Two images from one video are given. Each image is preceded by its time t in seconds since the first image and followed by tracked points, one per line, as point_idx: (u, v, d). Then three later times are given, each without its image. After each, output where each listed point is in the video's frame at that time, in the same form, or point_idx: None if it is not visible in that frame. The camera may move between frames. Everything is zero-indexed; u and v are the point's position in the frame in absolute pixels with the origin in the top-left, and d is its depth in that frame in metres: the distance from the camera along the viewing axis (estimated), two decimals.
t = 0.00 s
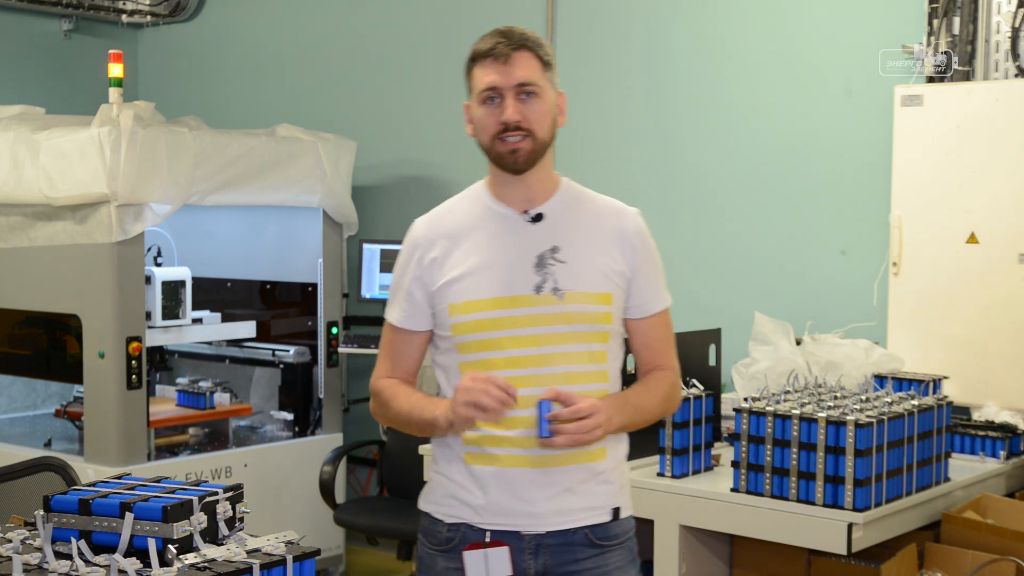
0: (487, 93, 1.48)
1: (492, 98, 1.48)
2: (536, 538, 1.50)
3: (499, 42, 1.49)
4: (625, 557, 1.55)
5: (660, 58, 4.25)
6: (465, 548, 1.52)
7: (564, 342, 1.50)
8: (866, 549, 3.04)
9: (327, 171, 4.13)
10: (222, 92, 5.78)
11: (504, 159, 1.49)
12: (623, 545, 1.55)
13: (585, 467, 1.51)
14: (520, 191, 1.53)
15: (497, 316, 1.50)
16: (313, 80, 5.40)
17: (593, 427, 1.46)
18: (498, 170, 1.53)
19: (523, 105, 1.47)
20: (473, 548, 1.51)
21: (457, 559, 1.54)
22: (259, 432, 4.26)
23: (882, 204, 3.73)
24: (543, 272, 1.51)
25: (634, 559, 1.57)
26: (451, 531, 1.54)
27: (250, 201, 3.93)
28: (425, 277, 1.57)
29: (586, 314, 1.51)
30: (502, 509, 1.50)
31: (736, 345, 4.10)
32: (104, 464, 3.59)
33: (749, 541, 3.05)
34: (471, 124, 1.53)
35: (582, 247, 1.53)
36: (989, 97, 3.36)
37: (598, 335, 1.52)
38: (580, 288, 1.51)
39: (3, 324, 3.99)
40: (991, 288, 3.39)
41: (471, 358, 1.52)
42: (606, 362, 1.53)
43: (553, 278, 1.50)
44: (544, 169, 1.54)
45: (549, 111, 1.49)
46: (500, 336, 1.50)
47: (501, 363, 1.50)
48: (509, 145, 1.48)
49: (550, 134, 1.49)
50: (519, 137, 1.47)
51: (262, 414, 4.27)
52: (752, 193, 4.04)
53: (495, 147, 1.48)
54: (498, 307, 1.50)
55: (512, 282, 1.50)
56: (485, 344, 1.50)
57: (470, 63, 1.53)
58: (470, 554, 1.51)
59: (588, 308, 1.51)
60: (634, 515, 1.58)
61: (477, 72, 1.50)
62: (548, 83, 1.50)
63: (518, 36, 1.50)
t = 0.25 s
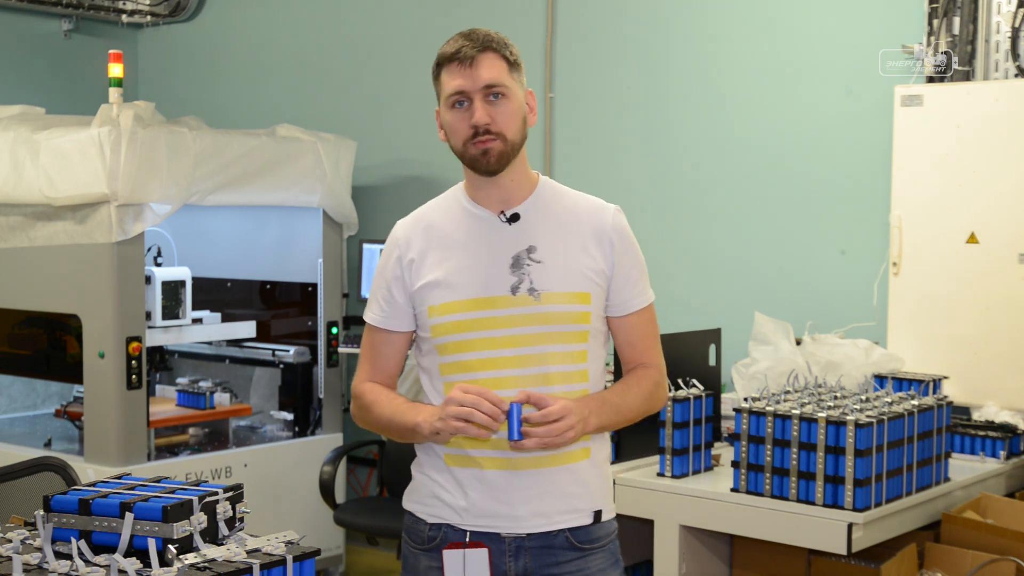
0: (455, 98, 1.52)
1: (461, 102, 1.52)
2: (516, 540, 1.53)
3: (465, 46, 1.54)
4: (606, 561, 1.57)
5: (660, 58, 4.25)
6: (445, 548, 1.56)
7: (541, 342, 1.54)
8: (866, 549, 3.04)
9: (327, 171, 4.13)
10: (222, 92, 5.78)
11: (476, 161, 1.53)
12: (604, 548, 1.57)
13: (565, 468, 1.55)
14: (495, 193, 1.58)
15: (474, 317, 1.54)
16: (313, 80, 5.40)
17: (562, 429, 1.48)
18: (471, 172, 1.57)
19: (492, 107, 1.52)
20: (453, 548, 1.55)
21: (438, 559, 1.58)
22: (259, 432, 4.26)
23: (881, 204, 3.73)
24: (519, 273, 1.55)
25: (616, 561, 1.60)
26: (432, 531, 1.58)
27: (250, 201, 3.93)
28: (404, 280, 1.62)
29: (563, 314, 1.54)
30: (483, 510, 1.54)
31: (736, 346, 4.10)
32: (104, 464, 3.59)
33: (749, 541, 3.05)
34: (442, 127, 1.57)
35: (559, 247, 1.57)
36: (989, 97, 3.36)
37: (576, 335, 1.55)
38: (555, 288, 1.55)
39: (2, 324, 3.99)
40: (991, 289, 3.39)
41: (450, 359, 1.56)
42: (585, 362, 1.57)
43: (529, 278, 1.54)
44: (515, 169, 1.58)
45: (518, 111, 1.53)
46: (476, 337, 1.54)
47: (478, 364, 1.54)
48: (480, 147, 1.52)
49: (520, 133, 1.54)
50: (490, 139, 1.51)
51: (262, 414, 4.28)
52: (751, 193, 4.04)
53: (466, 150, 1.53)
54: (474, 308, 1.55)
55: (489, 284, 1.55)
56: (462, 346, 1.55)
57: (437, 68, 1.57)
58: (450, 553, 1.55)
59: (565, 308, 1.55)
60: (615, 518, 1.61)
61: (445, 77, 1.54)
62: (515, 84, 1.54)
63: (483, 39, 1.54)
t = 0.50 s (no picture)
0: (454, 96, 1.53)
1: (459, 100, 1.53)
2: (513, 540, 1.54)
3: (463, 45, 1.54)
4: (602, 561, 1.58)
5: (660, 58, 4.25)
6: (443, 548, 1.56)
7: (537, 343, 1.54)
8: (866, 549, 3.04)
9: (327, 171, 4.13)
10: (222, 92, 5.78)
11: (474, 160, 1.53)
12: (600, 548, 1.58)
13: (562, 469, 1.54)
14: (492, 195, 1.58)
15: (470, 318, 1.54)
16: (313, 80, 5.40)
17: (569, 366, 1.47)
18: (469, 172, 1.57)
19: (490, 105, 1.52)
20: (451, 548, 1.55)
21: (436, 559, 1.58)
22: (259, 432, 4.26)
23: (882, 203, 3.73)
24: (515, 274, 1.55)
25: (612, 561, 1.60)
26: (430, 531, 1.58)
27: (250, 201, 3.93)
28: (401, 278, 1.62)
29: (559, 315, 1.55)
30: (479, 511, 1.54)
31: (736, 346, 4.10)
32: (104, 464, 3.59)
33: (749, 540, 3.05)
34: (440, 127, 1.57)
35: (556, 249, 1.57)
36: (990, 97, 3.36)
37: (572, 336, 1.55)
38: (552, 291, 1.55)
39: (3, 324, 4.00)
40: (991, 289, 3.39)
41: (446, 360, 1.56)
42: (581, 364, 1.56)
43: (525, 279, 1.54)
44: (513, 169, 1.58)
45: (516, 111, 1.54)
46: (472, 337, 1.54)
47: (474, 364, 1.54)
48: (478, 146, 1.52)
49: (518, 133, 1.54)
50: (488, 138, 1.52)
51: (262, 414, 4.28)
52: (751, 193, 4.04)
53: (465, 150, 1.53)
54: (470, 309, 1.55)
55: (485, 285, 1.55)
56: (458, 346, 1.54)
57: (436, 67, 1.57)
58: (448, 554, 1.55)
59: (561, 310, 1.55)
60: (612, 517, 1.61)
61: (443, 75, 1.55)
62: (514, 84, 1.55)
63: (481, 39, 1.55)
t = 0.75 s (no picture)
0: (463, 105, 1.52)
1: (468, 109, 1.52)
2: (518, 538, 1.54)
3: (470, 53, 1.54)
4: (607, 558, 1.58)
5: (660, 58, 4.25)
6: (448, 547, 1.56)
7: (542, 339, 1.54)
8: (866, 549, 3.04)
9: (327, 171, 4.13)
10: (222, 92, 5.78)
11: (484, 170, 1.53)
12: (605, 546, 1.58)
13: (566, 466, 1.54)
14: (498, 193, 1.58)
15: (475, 315, 1.55)
16: (313, 80, 5.40)
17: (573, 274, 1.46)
18: (478, 179, 1.57)
19: (499, 115, 1.52)
20: (456, 547, 1.56)
21: (441, 558, 1.58)
22: (259, 432, 4.26)
23: (881, 204, 3.73)
24: (520, 270, 1.56)
25: (617, 559, 1.60)
26: (435, 530, 1.58)
27: (250, 200, 3.93)
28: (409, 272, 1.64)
29: (564, 312, 1.55)
30: (484, 509, 1.54)
31: (736, 346, 4.10)
32: (104, 464, 3.59)
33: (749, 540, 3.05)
34: (448, 135, 1.57)
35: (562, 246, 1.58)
36: (990, 97, 3.36)
37: (577, 332, 1.56)
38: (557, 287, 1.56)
39: (3, 324, 4.00)
40: (991, 289, 3.39)
41: (449, 357, 1.55)
42: (586, 361, 1.57)
43: (530, 275, 1.55)
44: (522, 175, 1.58)
45: (525, 120, 1.54)
46: (478, 333, 1.54)
47: (478, 360, 1.54)
48: (489, 157, 1.52)
49: (528, 142, 1.55)
50: (498, 150, 1.52)
51: (262, 414, 4.27)
52: (751, 193, 4.04)
53: (475, 158, 1.53)
54: (476, 305, 1.55)
55: (491, 281, 1.56)
56: (463, 341, 1.55)
57: (442, 73, 1.56)
58: (454, 553, 1.55)
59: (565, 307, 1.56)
60: (617, 515, 1.61)
61: (451, 83, 1.54)
62: (522, 92, 1.54)
63: (489, 46, 1.54)
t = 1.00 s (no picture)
0: (466, 107, 1.52)
1: (472, 111, 1.53)
2: (521, 537, 1.54)
3: (474, 54, 1.53)
4: (610, 557, 1.58)
5: (660, 58, 4.25)
6: (452, 546, 1.56)
7: (546, 340, 1.54)
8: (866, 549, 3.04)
9: (327, 171, 4.13)
10: (222, 92, 5.78)
11: (487, 171, 1.54)
12: (608, 545, 1.58)
13: (569, 467, 1.54)
14: (500, 194, 1.58)
15: (478, 317, 1.55)
16: (313, 80, 5.40)
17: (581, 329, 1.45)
18: (481, 180, 1.58)
19: (503, 117, 1.52)
20: (460, 547, 1.55)
21: (444, 558, 1.58)
22: (259, 432, 4.26)
23: (881, 203, 3.73)
24: (523, 272, 1.56)
25: (620, 557, 1.60)
26: (439, 530, 1.58)
27: (250, 200, 3.93)
28: (411, 273, 1.63)
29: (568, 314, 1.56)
30: (489, 510, 1.54)
31: (736, 346, 4.10)
32: (104, 464, 3.59)
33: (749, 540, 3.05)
34: (451, 135, 1.57)
35: (564, 247, 1.58)
36: (990, 97, 3.36)
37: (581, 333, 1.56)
38: (560, 288, 1.56)
39: (3, 324, 4.00)
40: (991, 289, 3.39)
41: (453, 358, 1.56)
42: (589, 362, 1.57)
43: (533, 277, 1.55)
44: (524, 176, 1.59)
45: (528, 121, 1.54)
46: (482, 335, 1.54)
47: (483, 361, 1.54)
48: (492, 158, 1.52)
49: (531, 143, 1.55)
50: (502, 151, 1.52)
51: (262, 414, 4.27)
52: (751, 193, 4.04)
53: (478, 160, 1.53)
54: (479, 307, 1.55)
55: (494, 283, 1.56)
56: (467, 343, 1.55)
57: (446, 74, 1.56)
58: (457, 553, 1.55)
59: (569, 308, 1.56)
60: (620, 514, 1.61)
61: (455, 84, 1.54)
62: (526, 94, 1.54)
63: (493, 47, 1.54)
